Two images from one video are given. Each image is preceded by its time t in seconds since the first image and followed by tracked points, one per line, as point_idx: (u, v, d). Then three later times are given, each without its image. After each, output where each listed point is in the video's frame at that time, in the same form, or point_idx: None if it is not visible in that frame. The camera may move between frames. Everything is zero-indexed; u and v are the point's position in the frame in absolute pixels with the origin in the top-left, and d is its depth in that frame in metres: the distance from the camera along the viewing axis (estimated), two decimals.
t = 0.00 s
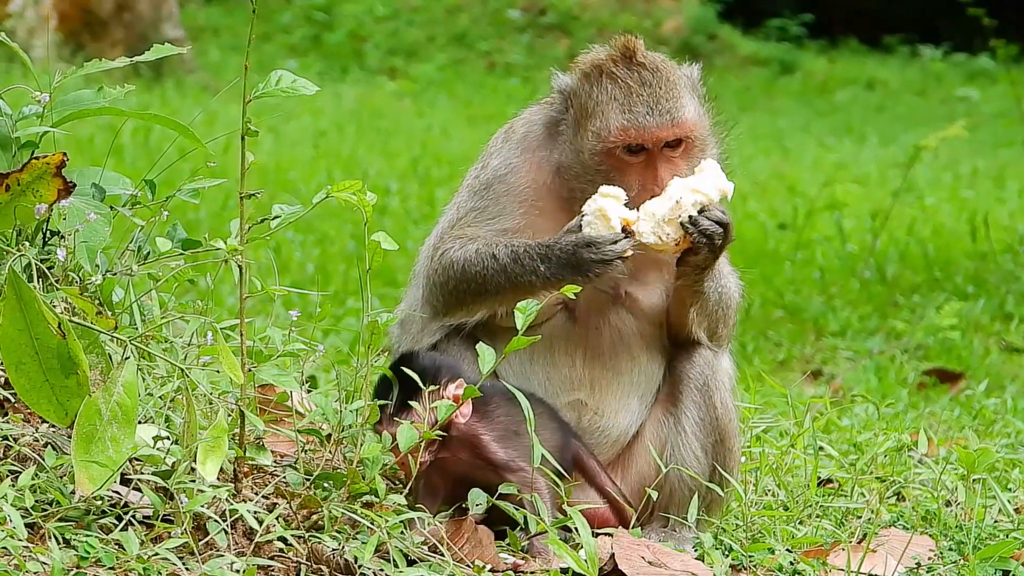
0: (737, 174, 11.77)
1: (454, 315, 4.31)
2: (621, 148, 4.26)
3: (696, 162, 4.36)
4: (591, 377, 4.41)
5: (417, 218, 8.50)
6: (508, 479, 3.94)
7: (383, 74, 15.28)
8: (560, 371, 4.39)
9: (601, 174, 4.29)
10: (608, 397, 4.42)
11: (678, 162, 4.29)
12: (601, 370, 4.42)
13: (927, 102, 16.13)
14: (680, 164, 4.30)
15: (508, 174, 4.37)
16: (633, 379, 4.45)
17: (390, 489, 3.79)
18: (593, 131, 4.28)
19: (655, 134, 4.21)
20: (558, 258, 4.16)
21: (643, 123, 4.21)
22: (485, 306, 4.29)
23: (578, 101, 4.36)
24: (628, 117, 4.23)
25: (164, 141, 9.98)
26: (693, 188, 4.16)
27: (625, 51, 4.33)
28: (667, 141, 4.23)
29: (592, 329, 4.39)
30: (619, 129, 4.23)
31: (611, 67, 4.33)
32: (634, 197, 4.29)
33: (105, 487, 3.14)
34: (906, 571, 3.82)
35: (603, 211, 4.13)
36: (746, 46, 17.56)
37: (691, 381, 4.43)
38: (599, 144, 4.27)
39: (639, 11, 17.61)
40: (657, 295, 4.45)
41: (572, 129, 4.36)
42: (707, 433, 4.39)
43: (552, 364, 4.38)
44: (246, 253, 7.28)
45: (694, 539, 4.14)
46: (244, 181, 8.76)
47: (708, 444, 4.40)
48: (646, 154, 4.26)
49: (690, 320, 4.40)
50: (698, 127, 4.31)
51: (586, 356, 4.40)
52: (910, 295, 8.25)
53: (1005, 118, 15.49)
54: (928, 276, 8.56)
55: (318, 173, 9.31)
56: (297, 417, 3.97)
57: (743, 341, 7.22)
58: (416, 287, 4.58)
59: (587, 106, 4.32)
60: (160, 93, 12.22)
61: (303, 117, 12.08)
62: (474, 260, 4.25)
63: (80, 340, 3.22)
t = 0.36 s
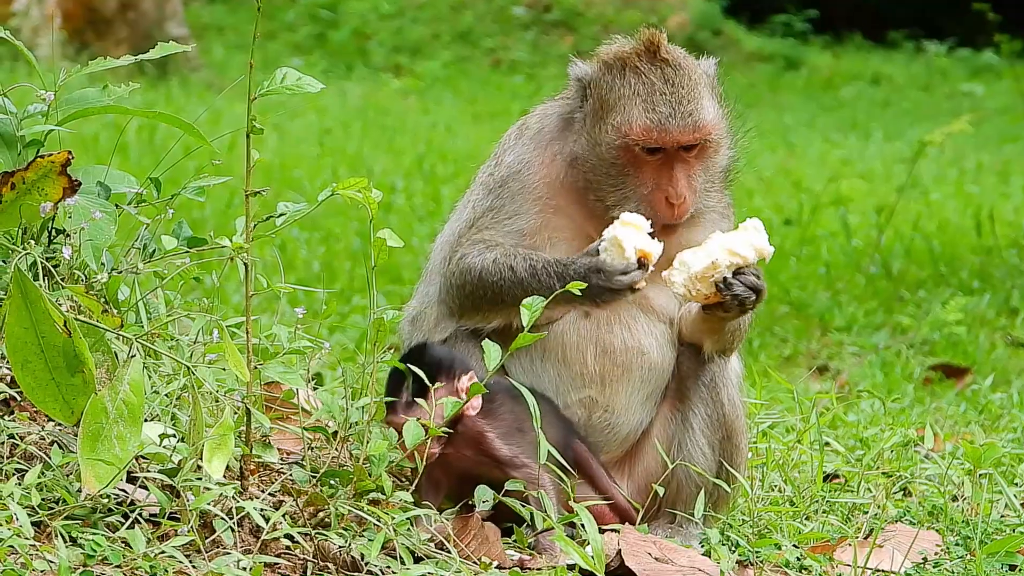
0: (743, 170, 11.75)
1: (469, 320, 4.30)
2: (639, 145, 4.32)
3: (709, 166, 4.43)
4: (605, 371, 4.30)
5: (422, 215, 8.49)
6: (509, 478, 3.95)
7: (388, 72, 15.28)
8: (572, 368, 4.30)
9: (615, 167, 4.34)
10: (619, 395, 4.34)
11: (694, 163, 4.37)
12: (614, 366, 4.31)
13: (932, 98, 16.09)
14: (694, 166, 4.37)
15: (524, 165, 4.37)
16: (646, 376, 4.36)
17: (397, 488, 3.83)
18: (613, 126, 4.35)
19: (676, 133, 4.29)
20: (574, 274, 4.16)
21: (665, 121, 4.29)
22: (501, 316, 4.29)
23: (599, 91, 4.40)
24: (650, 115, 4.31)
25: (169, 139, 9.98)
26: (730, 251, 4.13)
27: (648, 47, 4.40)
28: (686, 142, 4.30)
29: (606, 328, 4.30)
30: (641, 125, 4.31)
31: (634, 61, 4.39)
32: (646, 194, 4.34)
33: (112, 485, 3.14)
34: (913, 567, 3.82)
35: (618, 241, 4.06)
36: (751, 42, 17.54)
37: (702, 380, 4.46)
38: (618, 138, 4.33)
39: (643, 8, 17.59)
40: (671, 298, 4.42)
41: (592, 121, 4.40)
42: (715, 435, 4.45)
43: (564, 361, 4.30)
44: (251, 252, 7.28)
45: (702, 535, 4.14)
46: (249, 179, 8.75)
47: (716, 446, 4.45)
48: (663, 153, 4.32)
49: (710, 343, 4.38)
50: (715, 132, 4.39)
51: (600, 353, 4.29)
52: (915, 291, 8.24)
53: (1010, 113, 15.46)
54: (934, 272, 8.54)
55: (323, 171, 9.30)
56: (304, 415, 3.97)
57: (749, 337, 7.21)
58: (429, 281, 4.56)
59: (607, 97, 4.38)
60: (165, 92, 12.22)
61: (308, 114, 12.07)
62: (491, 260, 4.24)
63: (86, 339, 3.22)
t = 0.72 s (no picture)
0: (745, 170, 11.75)
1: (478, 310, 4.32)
2: (614, 112, 4.26)
3: (689, 149, 4.35)
4: (607, 369, 4.31)
5: (424, 214, 8.50)
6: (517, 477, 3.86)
7: (390, 71, 15.28)
8: (574, 366, 4.31)
9: (591, 134, 4.28)
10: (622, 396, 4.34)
11: (669, 141, 4.29)
12: (616, 364, 4.32)
13: (935, 98, 16.09)
14: (670, 143, 4.29)
15: (519, 145, 4.41)
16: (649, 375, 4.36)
17: (398, 487, 3.85)
18: (592, 93, 4.31)
19: (650, 102, 4.23)
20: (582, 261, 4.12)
21: (642, 91, 4.24)
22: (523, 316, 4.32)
23: (590, 63, 4.40)
24: (629, 83, 4.26)
25: (171, 137, 9.99)
26: (702, 290, 4.13)
27: (643, 25, 4.38)
28: (660, 114, 4.23)
29: (609, 326, 4.31)
30: (617, 92, 4.26)
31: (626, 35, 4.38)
32: (615, 163, 4.26)
33: (113, 483, 3.15)
34: (914, 566, 3.82)
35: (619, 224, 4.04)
36: (753, 42, 17.54)
37: (704, 379, 4.45)
38: (595, 103, 4.29)
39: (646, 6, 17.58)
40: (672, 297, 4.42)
41: (578, 91, 4.39)
42: (716, 434, 4.46)
43: (567, 359, 4.31)
44: (253, 250, 7.29)
45: (703, 535, 4.14)
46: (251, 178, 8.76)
47: (716, 446, 4.47)
48: (638, 124, 4.26)
49: (709, 358, 4.33)
50: (698, 114, 4.31)
51: (603, 352, 4.30)
52: (917, 291, 8.24)
53: (1012, 113, 15.46)
54: (936, 272, 8.54)
55: (325, 170, 9.31)
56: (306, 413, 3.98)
57: (751, 337, 7.21)
58: (439, 278, 4.59)
59: (595, 66, 4.37)
60: (167, 90, 12.22)
61: (310, 113, 12.08)
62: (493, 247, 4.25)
63: (87, 337, 3.22)
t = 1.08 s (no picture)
0: (743, 169, 11.75)
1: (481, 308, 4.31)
2: (601, 99, 4.28)
3: (679, 132, 4.36)
4: (600, 371, 4.32)
5: (423, 213, 8.50)
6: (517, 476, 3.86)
7: (389, 70, 15.28)
8: (568, 367, 4.31)
9: (579, 125, 4.29)
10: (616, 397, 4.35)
11: (658, 124, 4.29)
12: (609, 366, 4.32)
13: (934, 98, 16.08)
14: (660, 127, 4.30)
15: (507, 143, 4.42)
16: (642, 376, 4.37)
17: (396, 486, 3.86)
18: (578, 84, 4.33)
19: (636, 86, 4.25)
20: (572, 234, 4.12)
21: (626, 75, 4.26)
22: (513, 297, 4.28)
23: (571, 56, 4.42)
24: (612, 69, 4.28)
25: (170, 137, 9.99)
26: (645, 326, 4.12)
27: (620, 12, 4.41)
28: (647, 96, 4.26)
29: (603, 326, 4.31)
30: (602, 79, 4.28)
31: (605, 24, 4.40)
32: (607, 152, 4.27)
33: (111, 482, 3.14)
34: (912, 567, 3.82)
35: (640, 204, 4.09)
36: (752, 42, 17.53)
37: (700, 380, 4.42)
38: (582, 93, 4.31)
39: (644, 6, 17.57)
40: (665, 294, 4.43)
41: (562, 85, 4.40)
42: (714, 434, 4.41)
43: (561, 360, 4.31)
44: (251, 249, 7.29)
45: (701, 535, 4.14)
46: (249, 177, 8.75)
47: (713, 444, 4.42)
48: (626, 109, 4.28)
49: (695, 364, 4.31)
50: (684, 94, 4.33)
51: (596, 353, 4.31)
52: (916, 290, 8.24)
53: (1011, 113, 15.46)
54: (934, 272, 8.54)
55: (324, 169, 9.30)
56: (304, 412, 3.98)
57: (749, 337, 7.21)
58: (434, 283, 4.57)
59: (577, 59, 4.39)
60: (166, 89, 12.22)
61: (308, 112, 12.07)
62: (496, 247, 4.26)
63: (86, 336, 3.22)
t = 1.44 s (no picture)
0: (740, 171, 11.76)
1: (482, 304, 4.28)
2: (598, 84, 4.27)
3: (680, 107, 4.32)
4: (595, 373, 4.35)
5: (420, 215, 8.51)
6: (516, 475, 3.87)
7: (386, 71, 15.28)
8: (563, 369, 4.35)
9: (579, 112, 4.29)
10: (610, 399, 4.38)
11: (659, 100, 4.26)
12: (603, 367, 4.35)
13: (931, 99, 16.10)
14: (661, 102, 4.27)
15: (504, 142, 4.43)
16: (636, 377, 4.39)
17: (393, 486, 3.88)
18: (573, 74, 4.33)
19: (632, 65, 4.24)
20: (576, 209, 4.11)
21: (621, 57, 4.25)
22: (506, 287, 4.28)
23: (563, 52, 4.43)
24: (606, 53, 4.28)
25: (166, 139, 9.99)
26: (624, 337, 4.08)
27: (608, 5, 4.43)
28: (643, 74, 4.24)
29: (597, 327, 4.34)
30: (597, 63, 4.27)
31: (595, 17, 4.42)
32: (609, 134, 4.25)
33: (108, 484, 3.14)
34: (908, 568, 3.82)
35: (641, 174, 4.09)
36: (749, 43, 17.53)
37: (694, 381, 4.41)
38: (578, 81, 4.31)
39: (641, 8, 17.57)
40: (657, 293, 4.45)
41: (557, 79, 4.41)
42: (709, 435, 4.41)
43: (556, 362, 4.35)
44: (248, 251, 7.29)
45: (697, 536, 4.14)
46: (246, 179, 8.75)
47: (709, 445, 4.41)
48: (623, 91, 4.26)
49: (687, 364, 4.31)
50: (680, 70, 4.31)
51: (590, 354, 4.34)
52: (912, 292, 8.25)
53: (1007, 115, 15.47)
54: (931, 273, 8.55)
55: (320, 171, 9.30)
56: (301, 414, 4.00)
57: (746, 338, 7.21)
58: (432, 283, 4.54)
59: (569, 52, 4.40)
60: (162, 91, 12.22)
61: (305, 114, 12.07)
62: (495, 238, 4.25)
63: (83, 338, 3.22)
